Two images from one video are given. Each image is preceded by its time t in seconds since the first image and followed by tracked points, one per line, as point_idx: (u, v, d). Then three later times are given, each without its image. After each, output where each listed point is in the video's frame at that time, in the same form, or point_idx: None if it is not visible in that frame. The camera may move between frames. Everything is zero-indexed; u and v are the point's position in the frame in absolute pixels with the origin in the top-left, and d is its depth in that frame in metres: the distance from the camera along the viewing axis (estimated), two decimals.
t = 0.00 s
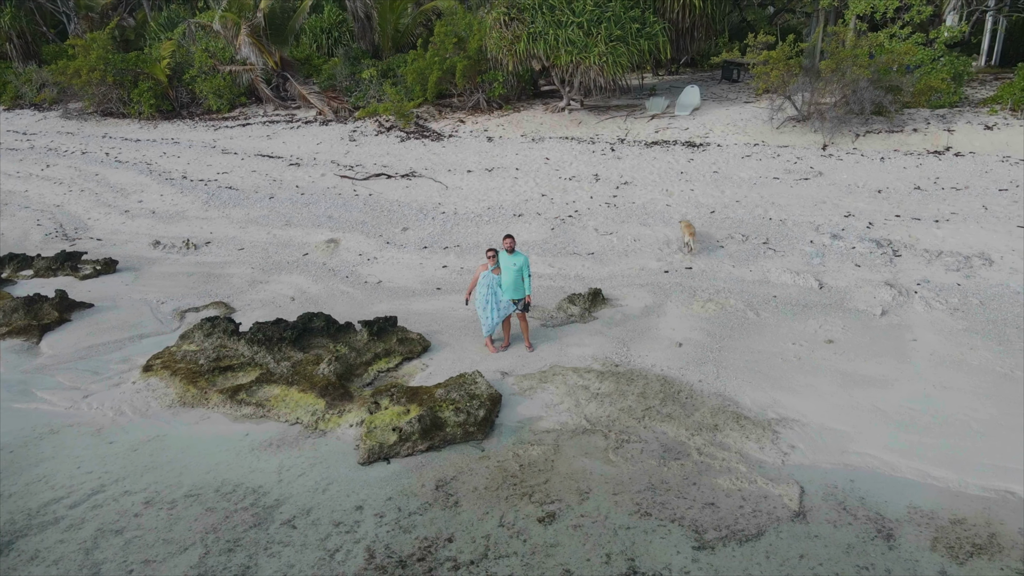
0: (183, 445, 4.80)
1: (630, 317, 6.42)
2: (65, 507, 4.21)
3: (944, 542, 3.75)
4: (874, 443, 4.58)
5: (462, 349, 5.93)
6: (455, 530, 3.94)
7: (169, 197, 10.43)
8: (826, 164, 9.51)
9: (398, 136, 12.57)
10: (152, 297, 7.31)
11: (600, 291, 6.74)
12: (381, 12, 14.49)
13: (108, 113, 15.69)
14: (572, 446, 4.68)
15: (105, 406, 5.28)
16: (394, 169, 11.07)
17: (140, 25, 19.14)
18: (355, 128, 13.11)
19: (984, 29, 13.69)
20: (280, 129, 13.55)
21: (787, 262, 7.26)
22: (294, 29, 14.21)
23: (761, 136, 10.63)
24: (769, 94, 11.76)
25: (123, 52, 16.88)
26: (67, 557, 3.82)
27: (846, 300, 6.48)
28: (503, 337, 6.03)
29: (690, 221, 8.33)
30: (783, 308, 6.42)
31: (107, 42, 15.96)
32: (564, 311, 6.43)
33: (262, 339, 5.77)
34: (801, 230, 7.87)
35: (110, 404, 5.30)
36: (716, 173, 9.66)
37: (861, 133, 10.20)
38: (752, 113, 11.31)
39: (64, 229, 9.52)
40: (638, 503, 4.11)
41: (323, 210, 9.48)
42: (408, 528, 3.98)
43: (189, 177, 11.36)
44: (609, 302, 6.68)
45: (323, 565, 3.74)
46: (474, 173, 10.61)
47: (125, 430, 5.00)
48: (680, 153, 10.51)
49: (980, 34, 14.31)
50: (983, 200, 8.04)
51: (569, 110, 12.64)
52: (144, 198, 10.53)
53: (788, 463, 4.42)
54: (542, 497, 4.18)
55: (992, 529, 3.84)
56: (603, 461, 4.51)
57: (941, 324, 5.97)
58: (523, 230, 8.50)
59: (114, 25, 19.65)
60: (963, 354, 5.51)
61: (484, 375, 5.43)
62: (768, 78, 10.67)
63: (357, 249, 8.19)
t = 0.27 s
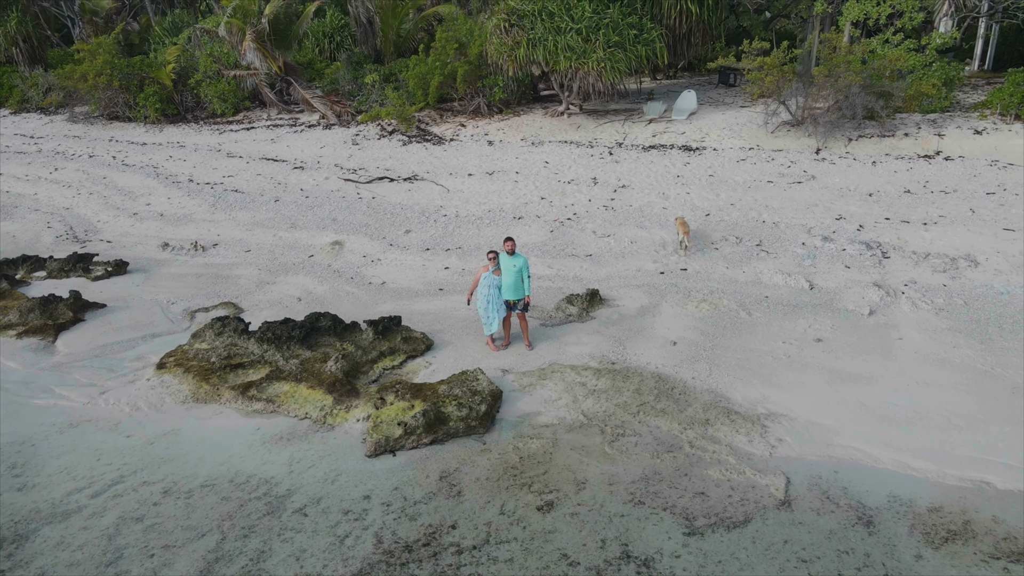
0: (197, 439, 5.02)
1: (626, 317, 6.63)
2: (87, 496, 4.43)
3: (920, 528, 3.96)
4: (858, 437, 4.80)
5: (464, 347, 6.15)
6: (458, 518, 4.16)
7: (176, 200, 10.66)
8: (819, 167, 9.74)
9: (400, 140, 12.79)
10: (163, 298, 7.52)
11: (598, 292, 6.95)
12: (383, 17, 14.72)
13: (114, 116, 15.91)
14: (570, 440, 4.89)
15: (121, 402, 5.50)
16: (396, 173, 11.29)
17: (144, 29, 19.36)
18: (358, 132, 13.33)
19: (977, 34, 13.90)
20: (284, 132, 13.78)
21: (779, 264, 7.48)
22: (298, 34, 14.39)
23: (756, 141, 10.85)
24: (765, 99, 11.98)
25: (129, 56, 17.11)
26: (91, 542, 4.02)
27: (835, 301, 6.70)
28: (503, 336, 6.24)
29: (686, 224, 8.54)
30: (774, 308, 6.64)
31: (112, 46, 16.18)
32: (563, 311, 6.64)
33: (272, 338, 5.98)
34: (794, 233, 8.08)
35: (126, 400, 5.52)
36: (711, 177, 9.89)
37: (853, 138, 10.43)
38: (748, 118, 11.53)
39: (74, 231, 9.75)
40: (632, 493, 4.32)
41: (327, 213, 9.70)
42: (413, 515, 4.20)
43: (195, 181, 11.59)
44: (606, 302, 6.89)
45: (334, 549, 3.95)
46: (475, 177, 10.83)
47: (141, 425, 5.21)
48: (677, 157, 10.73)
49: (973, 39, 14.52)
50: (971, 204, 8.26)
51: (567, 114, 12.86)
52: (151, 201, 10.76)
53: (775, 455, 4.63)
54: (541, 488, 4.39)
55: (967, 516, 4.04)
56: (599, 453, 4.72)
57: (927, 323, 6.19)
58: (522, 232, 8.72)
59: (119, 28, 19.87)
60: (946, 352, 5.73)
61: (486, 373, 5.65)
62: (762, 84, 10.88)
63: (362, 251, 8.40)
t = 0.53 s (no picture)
0: (211, 433, 5.25)
1: (623, 317, 6.86)
2: (108, 486, 4.65)
3: (898, 514, 4.19)
4: (842, 430, 5.02)
5: (466, 346, 6.38)
6: (461, 506, 4.38)
7: (184, 204, 10.89)
8: (811, 171, 9.97)
9: (402, 144, 13.03)
10: (173, 298, 7.75)
11: (595, 292, 7.18)
12: (385, 23, 14.96)
13: (120, 120, 16.15)
14: (568, 433, 5.12)
15: (137, 398, 5.72)
16: (399, 176, 11.53)
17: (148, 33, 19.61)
18: (361, 136, 13.57)
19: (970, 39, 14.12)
20: (288, 136, 14.02)
21: (771, 265, 7.71)
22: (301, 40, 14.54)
23: (750, 145, 11.09)
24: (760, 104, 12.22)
25: (134, 61, 17.36)
26: (113, 528, 4.24)
27: (824, 301, 6.93)
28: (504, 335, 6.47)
29: (681, 226, 8.77)
30: (766, 308, 6.87)
31: (118, 51, 16.40)
32: (562, 311, 6.87)
33: (280, 337, 6.21)
34: (786, 235, 8.31)
35: (141, 395, 5.74)
36: (707, 180, 10.12)
37: (846, 142, 10.67)
38: (743, 122, 11.76)
39: (85, 233, 9.97)
40: (626, 483, 4.55)
41: (332, 216, 9.93)
42: (418, 504, 4.42)
43: (201, 184, 11.82)
44: (603, 302, 7.12)
45: (343, 535, 4.17)
46: (476, 181, 11.07)
47: (157, 420, 5.43)
48: (673, 161, 10.97)
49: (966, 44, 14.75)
50: (958, 207, 8.48)
51: (566, 119, 13.10)
52: (159, 204, 10.99)
53: (762, 448, 4.86)
54: (539, 478, 4.62)
55: (942, 503, 4.26)
56: (595, 446, 4.95)
57: (912, 322, 6.41)
58: (522, 235, 8.95)
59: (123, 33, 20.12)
60: (929, 350, 5.96)
61: (487, 370, 5.87)
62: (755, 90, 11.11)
63: (366, 253, 8.63)
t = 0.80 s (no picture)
0: (225, 426, 5.49)
1: (619, 316, 7.10)
2: (127, 476, 4.88)
3: (877, 501, 4.43)
4: (827, 424, 5.26)
5: (467, 344, 6.62)
6: (463, 495, 4.62)
7: (191, 206, 11.13)
8: (804, 175, 10.21)
9: (403, 148, 13.27)
10: (183, 299, 7.99)
11: (592, 293, 7.42)
12: (387, 28, 15.22)
13: (126, 124, 16.41)
14: (565, 427, 5.36)
15: (152, 393, 5.96)
16: (401, 180, 11.77)
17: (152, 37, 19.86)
18: (363, 139, 13.83)
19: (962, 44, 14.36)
20: (291, 140, 14.26)
21: (763, 267, 7.95)
22: (305, 45, 14.83)
23: (745, 149, 11.35)
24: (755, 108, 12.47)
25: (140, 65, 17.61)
26: (135, 515, 4.48)
27: (813, 301, 7.17)
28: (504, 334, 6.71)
29: (676, 229, 9.02)
30: (757, 308, 7.11)
31: (124, 56, 16.65)
32: (560, 310, 7.11)
33: (289, 335, 6.45)
34: (778, 237, 8.55)
35: (156, 391, 5.98)
36: (702, 184, 10.37)
37: (838, 146, 10.92)
38: (738, 126, 12.02)
39: (95, 235, 10.21)
40: (621, 473, 4.78)
41: (336, 218, 10.17)
42: (423, 492, 4.66)
43: (207, 187, 12.06)
44: (600, 302, 7.36)
45: (353, 521, 4.41)
46: (476, 184, 11.31)
47: (172, 414, 5.68)
48: (670, 164, 11.21)
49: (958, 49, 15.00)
50: (945, 209, 8.73)
51: (565, 123, 13.35)
52: (167, 207, 11.23)
53: (750, 440, 5.10)
54: (538, 468, 4.86)
55: (920, 492, 4.50)
56: (591, 439, 5.19)
57: (897, 321, 6.65)
58: (521, 237, 9.19)
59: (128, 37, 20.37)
60: (913, 348, 6.20)
61: (488, 367, 6.11)
62: (751, 93, 11.32)
63: (369, 255, 8.87)
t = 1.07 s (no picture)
0: (267, 407, 6.46)
1: (606, 316, 8.06)
2: (191, 446, 5.84)
3: (812, 464, 5.39)
4: (778, 405, 6.23)
5: (473, 339, 7.59)
6: (472, 460, 5.58)
7: (217, 217, 12.11)
8: (778, 189, 11.20)
9: (411, 162, 14.26)
10: (219, 300, 8.95)
11: (583, 295, 8.39)
12: (394, 49, 16.27)
13: (148, 138, 17.41)
14: (558, 407, 6.33)
15: (202, 380, 6.92)
16: (409, 192, 12.76)
17: (170, 54, 20.88)
18: (373, 154, 14.82)
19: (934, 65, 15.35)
20: (305, 154, 15.25)
21: (735, 272, 8.92)
22: (318, 65, 15.85)
23: (726, 165, 12.35)
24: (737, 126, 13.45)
25: (160, 82, 18.63)
26: (201, 474, 5.44)
27: (777, 302, 8.14)
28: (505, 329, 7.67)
29: (660, 238, 10.00)
30: (728, 308, 8.08)
31: (146, 74, 17.67)
32: (554, 310, 8.08)
33: (318, 331, 7.42)
34: (751, 245, 9.53)
35: (206, 379, 6.94)
36: (685, 196, 11.35)
37: (810, 162, 11.91)
38: (720, 143, 13.01)
39: (131, 244, 11.19)
40: (603, 443, 5.75)
41: (351, 228, 11.15)
42: (439, 458, 5.62)
43: (230, 199, 13.05)
44: (590, 303, 8.33)
45: (381, 479, 5.37)
46: (479, 196, 12.29)
47: (221, 397, 6.64)
48: (656, 178, 12.20)
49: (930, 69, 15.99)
50: (901, 221, 9.71)
51: (561, 139, 14.34)
52: (194, 218, 12.21)
53: (712, 417, 6.07)
54: (534, 440, 5.82)
55: (847, 457, 5.47)
56: (579, 417, 6.16)
57: (849, 320, 7.62)
58: (520, 245, 10.16)
59: (146, 54, 21.41)
60: (859, 342, 7.16)
61: (492, 359, 7.07)
62: (726, 117, 12.43)
63: (383, 261, 9.84)
